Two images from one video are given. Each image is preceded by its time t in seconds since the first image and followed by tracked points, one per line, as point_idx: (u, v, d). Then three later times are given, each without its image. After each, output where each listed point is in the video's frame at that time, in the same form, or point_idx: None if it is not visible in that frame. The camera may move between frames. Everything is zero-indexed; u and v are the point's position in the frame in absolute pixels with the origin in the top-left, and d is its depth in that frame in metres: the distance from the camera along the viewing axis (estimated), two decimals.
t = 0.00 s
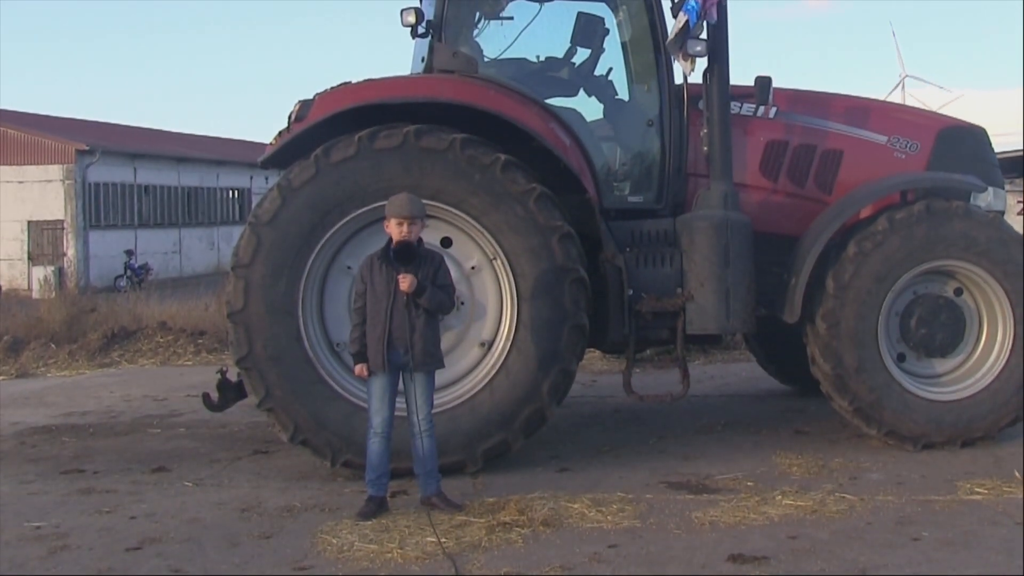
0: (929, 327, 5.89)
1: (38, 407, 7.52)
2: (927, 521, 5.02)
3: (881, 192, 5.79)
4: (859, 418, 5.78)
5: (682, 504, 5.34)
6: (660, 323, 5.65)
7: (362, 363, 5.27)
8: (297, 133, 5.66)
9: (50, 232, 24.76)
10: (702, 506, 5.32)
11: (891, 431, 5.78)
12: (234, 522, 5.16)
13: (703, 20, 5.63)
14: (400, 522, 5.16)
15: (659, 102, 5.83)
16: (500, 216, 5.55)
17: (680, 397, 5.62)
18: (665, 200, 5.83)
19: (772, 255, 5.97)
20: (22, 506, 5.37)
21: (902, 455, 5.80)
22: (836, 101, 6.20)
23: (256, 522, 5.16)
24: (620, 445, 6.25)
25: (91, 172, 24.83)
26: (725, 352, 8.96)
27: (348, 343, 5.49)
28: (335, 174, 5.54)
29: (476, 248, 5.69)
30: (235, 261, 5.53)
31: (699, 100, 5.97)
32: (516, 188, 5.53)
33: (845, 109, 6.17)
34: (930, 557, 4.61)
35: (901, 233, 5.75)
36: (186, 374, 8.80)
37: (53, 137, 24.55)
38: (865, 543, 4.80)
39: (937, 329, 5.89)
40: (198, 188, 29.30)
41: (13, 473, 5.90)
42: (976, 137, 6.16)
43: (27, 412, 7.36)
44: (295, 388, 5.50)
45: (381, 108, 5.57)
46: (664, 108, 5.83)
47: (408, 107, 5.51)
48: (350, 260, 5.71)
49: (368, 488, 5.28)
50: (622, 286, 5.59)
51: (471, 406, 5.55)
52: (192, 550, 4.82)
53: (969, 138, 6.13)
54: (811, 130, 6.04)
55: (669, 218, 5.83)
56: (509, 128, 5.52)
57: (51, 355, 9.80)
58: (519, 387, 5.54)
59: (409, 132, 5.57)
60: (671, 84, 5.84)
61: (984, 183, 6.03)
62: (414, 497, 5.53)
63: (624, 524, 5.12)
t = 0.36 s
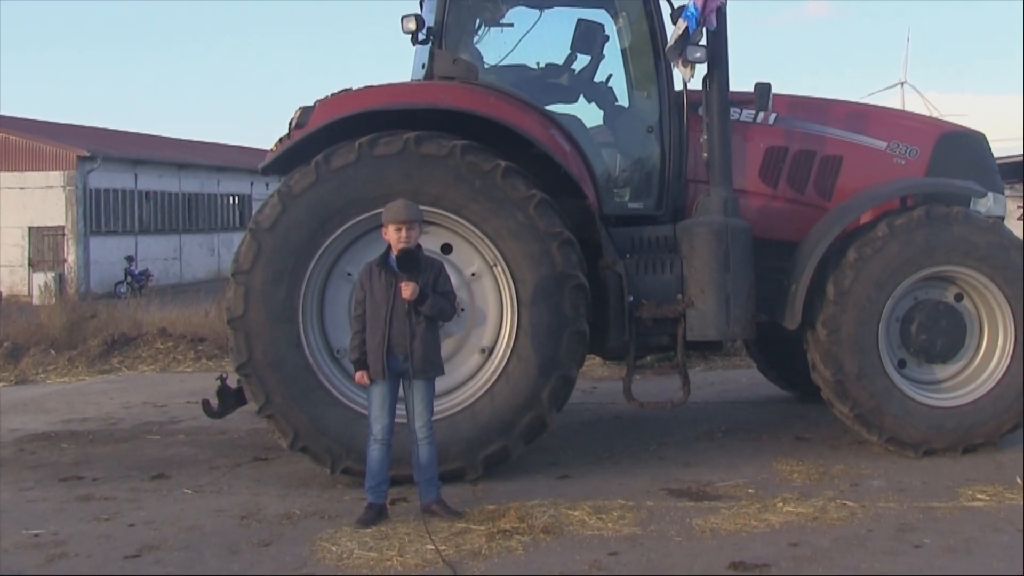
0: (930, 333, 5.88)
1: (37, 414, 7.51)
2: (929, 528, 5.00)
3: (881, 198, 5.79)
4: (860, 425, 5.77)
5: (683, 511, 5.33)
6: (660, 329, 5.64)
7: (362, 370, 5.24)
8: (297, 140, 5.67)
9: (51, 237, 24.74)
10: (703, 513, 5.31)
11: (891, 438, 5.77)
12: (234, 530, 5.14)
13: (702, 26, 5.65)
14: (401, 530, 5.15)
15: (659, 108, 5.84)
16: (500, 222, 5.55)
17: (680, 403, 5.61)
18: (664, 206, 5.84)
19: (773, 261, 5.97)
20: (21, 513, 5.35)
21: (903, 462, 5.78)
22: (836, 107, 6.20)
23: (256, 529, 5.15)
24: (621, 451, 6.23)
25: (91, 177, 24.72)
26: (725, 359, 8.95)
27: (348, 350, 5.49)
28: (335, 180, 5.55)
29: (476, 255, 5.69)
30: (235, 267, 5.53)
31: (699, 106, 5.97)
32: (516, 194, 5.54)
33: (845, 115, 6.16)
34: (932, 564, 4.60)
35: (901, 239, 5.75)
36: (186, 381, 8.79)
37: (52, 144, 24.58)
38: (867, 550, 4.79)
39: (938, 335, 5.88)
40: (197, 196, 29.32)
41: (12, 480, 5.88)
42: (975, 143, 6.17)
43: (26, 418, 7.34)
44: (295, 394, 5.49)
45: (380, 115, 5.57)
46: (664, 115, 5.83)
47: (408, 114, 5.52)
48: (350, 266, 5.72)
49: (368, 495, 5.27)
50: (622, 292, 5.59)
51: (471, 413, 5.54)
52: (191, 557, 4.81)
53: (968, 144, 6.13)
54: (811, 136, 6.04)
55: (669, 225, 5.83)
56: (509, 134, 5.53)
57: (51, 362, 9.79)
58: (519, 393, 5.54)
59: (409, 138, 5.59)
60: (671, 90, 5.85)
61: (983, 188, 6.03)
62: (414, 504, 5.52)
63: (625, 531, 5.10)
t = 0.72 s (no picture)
0: (934, 340, 5.88)
1: (42, 417, 7.54)
2: (932, 534, 5.02)
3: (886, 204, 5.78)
4: (864, 430, 5.78)
5: (686, 516, 5.34)
6: (664, 335, 5.65)
7: (367, 375, 5.28)
8: (302, 145, 5.68)
9: (57, 242, 24.76)
10: (706, 518, 5.32)
11: (895, 444, 5.77)
12: (238, 533, 5.17)
13: (707, 32, 5.64)
14: (405, 533, 5.17)
15: (663, 114, 5.83)
16: (505, 228, 5.57)
17: (684, 409, 5.62)
18: (669, 212, 5.84)
19: (778, 266, 5.97)
20: (27, 516, 5.38)
21: (906, 467, 5.79)
22: (841, 113, 6.20)
23: (261, 532, 5.17)
24: (624, 457, 6.24)
25: (97, 182, 24.87)
26: (729, 365, 8.96)
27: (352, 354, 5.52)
28: (341, 185, 5.57)
29: (480, 260, 5.71)
30: (240, 272, 5.55)
31: (703, 112, 5.99)
32: (521, 200, 5.57)
33: (850, 122, 6.16)
34: (935, 569, 4.61)
35: (905, 245, 5.75)
36: (192, 385, 8.82)
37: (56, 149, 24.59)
38: (870, 555, 4.80)
39: (942, 342, 5.89)
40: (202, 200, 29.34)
41: (19, 483, 5.91)
42: (980, 149, 6.16)
43: (32, 422, 7.38)
44: (300, 399, 5.51)
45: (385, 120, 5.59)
46: (669, 120, 5.82)
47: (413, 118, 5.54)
48: (354, 271, 5.74)
49: (372, 498, 5.30)
50: (626, 298, 5.60)
51: (475, 417, 5.56)
52: (196, 560, 4.83)
53: (973, 151, 6.13)
54: (815, 142, 6.04)
55: (674, 230, 5.83)
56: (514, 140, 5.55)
57: (57, 365, 9.83)
58: (523, 398, 5.55)
59: (414, 144, 5.61)
60: (676, 95, 5.84)
61: (989, 195, 6.02)
62: (418, 509, 5.54)
63: (628, 535, 5.12)
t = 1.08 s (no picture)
0: (932, 337, 5.88)
1: (34, 415, 7.50)
2: (928, 531, 5.02)
3: (884, 202, 5.78)
4: (861, 427, 5.78)
5: (684, 513, 5.34)
6: (662, 332, 5.64)
7: (364, 372, 5.27)
8: (298, 141, 5.66)
9: (48, 237, 24.63)
10: (704, 515, 5.31)
11: (892, 441, 5.77)
12: (233, 531, 5.15)
13: (706, 29, 5.63)
14: (401, 532, 5.15)
15: (662, 111, 5.82)
16: (503, 224, 5.56)
17: (682, 406, 5.62)
18: (667, 209, 5.83)
19: (776, 264, 5.96)
20: (19, 515, 5.34)
21: (903, 465, 5.80)
22: (839, 111, 6.19)
23: (255, 531, 5.15)
24: (622, 454, 6.23)
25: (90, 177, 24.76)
26: (726, 362, 8.97)
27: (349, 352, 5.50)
28: (338, 181, 5.56)
29: (478, 256, 5.69)
30: (236, 268, 5.54)
31: (701, 109, 5.97)
32: (519, 196, 5.56)
33: (848, 120, 6.16)
34: (933, 566, 4.61)
35: (903, 243, 5.75)
36: (186, 382, 8.79)
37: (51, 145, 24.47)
38: (868, 553, 4.80)
39: (940, 339, 5.89)
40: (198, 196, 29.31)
41: (10, 482, 5.88)
42: (979, 147, 6.15)
43: (24, 420, 7.34)
44: (295, 396, 5.50)
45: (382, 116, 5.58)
46: (667, 117, 5.81)
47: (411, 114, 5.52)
48: (351, 268, 5.73)
49: (368, 496, 5.28)
50: (624, 295, 5.59)
51: (473, 414, 5.54)
52: (191, 559, 4.81)
53: (971, 148, 6.12)
54: (813, 140, 6.02)
55: (672, 227, 5.82)
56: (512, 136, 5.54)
57: (48, 363, 9.78)
58: (521, 395, 5.54)
59: (412, 140, 5.59)
60: (674, 93, 5.83)
61: (987, 193, 6.01)
62: (415, 506, 5.52)
63: (626, 533, 5.11)
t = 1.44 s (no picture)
0: (879, 330, 5.91)
1: None
2: (876, 522, 5.04)
3: (833, 196, 5.77)
4: (809, 421, 5.78)
5: (633, 506, 5.33)
6: (611, 325, 5.63)
7: (309, 368, 5.24)
8: (243, 133, 5.60)
9: None
10: (653, 509, 5.31)
11: (840, 434, 5.79)
12: (176, 530, 5.09)
13: (655, 23, 5.60)
14: (348, 528, 5.12)
15: (611, 104, 5.80)
16: (450, 218, 5.53)
17: (630, 400, 5.61)
18: (616, 203, 5.81)
19: (724, 258, 5.97)
20: None
21: (851, 457, 5.83)
22: (788, 104, 6.19)
23: (199, 529, 5.10)
24: (571, 447, 6.23)
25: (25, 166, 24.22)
26: (675, 356, 9.01)
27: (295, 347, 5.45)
28: (283, 174, 5.51)
29: (425, 250, 5.65)
30: (179, 262, 5.48)
31: (650, 103, 5.99)
32: (468, 189, 5.54)
33: (797, 114, 6.16)
34: (880, 558, 4.63)
35: (852, 237, 5.77)
36: (127, 379, 8.67)
37: None
38: (815, 545, 4.81)
39: (887, 332, 5.92)
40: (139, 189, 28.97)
41: None
42: (926, 142, 6.20)
43: None
44: (240, 392, 5.47)
45: (328, 108, 5.53)
46: (617, 110, 5.79)
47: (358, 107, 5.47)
48: (297, 262, 5.69)
49: (315, 492, 5.25)
50: (573, 288, 5.56)
51: (421, 409, 5.52)
52: (133, 558, 4.74)
53: (919, 144, 6.16)
54: (762, 133, 6.02)
55: (621, 221, 5.81)
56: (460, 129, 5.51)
57: None
58: (469, 390, 5.52)
59: (359, 133, 5.56)
60: (624, 86, 5.81)
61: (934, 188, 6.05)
62: (362, 502, 5.49)
63: (574, 527, 5.10)
